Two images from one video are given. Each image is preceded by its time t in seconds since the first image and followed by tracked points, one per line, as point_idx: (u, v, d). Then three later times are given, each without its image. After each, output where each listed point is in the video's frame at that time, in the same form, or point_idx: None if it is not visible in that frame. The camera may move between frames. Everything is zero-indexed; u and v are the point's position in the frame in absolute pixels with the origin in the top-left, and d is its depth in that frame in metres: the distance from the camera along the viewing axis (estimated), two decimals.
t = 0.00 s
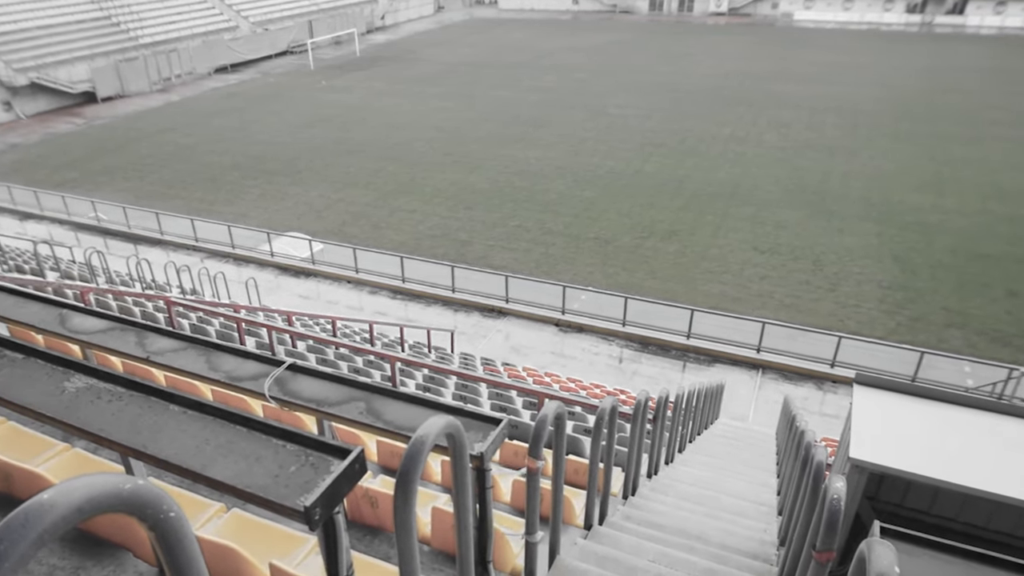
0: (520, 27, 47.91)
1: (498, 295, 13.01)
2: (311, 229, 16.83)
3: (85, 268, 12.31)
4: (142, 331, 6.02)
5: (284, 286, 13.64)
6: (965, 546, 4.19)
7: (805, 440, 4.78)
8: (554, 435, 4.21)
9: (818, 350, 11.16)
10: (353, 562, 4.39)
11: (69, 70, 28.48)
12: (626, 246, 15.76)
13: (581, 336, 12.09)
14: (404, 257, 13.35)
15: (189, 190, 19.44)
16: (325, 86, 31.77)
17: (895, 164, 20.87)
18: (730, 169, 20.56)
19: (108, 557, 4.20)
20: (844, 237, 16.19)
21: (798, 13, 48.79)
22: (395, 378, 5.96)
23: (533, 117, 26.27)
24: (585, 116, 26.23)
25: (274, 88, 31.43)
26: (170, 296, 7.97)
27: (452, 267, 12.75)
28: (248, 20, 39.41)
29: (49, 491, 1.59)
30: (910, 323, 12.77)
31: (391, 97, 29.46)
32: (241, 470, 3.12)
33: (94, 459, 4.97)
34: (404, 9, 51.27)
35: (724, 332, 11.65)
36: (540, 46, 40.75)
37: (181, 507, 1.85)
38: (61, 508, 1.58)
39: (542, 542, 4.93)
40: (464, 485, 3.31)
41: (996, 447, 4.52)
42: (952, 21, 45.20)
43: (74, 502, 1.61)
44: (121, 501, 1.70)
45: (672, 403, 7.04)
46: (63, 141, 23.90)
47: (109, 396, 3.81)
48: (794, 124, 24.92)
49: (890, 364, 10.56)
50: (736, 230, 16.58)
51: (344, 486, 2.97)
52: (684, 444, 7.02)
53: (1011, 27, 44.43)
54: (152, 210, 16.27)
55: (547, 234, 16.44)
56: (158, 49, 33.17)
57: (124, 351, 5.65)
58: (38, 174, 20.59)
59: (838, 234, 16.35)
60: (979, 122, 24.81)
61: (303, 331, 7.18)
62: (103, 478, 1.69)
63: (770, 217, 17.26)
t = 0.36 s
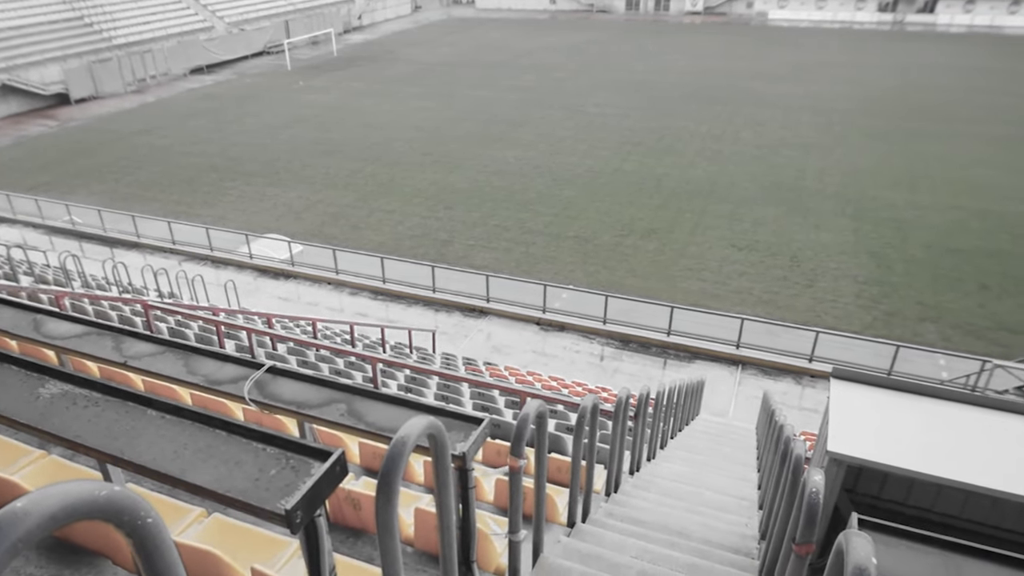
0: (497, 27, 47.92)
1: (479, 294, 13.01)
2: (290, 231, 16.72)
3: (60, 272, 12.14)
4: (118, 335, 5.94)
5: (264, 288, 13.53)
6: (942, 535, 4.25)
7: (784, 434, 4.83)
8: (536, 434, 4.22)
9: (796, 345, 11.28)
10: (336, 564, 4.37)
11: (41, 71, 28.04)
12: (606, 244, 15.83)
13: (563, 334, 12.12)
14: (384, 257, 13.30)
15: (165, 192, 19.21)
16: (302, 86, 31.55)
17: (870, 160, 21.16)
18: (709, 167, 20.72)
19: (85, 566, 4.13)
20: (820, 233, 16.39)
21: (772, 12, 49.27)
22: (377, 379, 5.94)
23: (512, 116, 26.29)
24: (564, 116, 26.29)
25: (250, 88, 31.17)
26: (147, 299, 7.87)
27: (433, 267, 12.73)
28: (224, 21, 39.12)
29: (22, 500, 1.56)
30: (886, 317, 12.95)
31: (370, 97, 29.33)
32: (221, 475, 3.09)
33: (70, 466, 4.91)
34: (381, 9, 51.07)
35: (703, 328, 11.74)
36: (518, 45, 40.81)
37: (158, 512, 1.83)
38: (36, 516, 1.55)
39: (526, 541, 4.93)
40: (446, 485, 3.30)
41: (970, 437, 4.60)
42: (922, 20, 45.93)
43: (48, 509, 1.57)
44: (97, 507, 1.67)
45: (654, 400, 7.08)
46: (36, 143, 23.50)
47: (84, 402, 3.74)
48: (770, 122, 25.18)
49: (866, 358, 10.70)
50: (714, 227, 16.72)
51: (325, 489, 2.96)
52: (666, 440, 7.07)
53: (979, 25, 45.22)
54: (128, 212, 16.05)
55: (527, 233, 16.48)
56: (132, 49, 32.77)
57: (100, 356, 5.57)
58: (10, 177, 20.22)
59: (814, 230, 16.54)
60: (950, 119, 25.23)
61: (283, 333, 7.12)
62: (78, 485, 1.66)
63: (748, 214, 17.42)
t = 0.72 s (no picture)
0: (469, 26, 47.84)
1: (455, 294, 13.00)
2: (262, 233, 16.55)
3: (26, 278, 11.90)
4: (88, 341, 5.86)
5: (238, 291, 13.39)
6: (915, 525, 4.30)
7: (757, 427, 4.89)
8: (513, 432, 4.21)
9: (768, 339, 11.43)
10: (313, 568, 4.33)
11: (4, 74, 27.48)
12: (580, 242, 15.89)
13: (538, 333, 12.15)
14: (358, 258, 13.23)
15: (135, 195, 18.91)
16: (273, 87, 31.25)
17: (839, 157, 21.51)
18: (683, 165, 20.89)
19: None
20: (790, 229, 16.62)
21: (740, 10, 49.85)
22: (353, 381, 5.90)
23: (486, 116, 26.31)
24: (537, 115, 26.34)
25: (220, 90, 30.81)
26: (117, 304, 7.75)
27: (407, 267, 12.69)
28: (192, 21, 38.78)
29: None
30: (856, 310, 13.18)
31: (342, 98, 29.14)
32: (194, 480, 3.04)
33: (40, 476, 4.83)
34: (351, 8, 50.73)
35: (677, 325, 11.84)
36: (490, 44, 40.83)
37: (128, 521, 1.80)
38: None
39: (505, 539, 4.93)
40: (423, 485, 3.30)
41: (938, 424, 4.67)
42: (885, 18, 46.82)
43: (12, 521, 1.54)
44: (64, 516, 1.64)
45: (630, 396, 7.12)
46: None
47: (53, 409, 3.63)
48: (741, 119, 25.48)
49: (837, 351, 10.87)
50: (686, 224, 16.87)
51: (300, 493, 2.94)
52: (642, 435, 7.12)
53: (939, 23, 46.22)
54: (97, 216, 15.77)
55: (501, 232, 16.49)
56: (97, 50, 32.27)
57: (68, 362, 5.47)
58: None
59: (784, 226, 16.78)
60: (915, 115, 25.73)
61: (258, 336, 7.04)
62: (47, 494, 1.64)
63: (720, 211, 17.61)
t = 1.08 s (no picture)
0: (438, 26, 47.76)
1: (429, 294, 12.97)
2: (233, 235, 16.35)
3: None
4: (54, 348, 5.76)
5: (209, 294, 13.22)
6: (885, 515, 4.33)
7: (730, 421, 4.92)
8: (488, 432, 4.20)
9: (740, 334, 11.55)
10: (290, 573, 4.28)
11: None
12: (554, 240, 15.95)
13: (513, 331, 12.17)
14: (331, 259, 13.12)
15: (102, 199, 18.56)
16: (242, 88, 30.90)
17: (807, 152, 21.84)
18: (655, 162, 21.04)
19: None
20: (759, 224, 16.85)
21: (706, 10, 50.45)
22: (328, 384, 5.86)
23: (457, 115, 26.28)
24: (509, 114, 26.37)
25: (187, 91, 30.38)
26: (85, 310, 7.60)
27: (380, 267, 12.63)
28: (157, 22, 38.27)
29: None
30: (824, 303, 13.39)
31: (312, 98, 28.89)
32: (165, 487, 2.95)
33: (6, 488, 4.71)
34: (319, 8, 50.35)
35: (650, 321, 11.93)
36: (460, 44, 40.82)
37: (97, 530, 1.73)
38: None
39: (483, 538, 4.92)
40: (397, 486, 3.28)
41: (905, 412, 4.75)
42: (847, 16, 47.75)
43: None
44: (28, 527, 1.58)
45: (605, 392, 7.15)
46: None
47: (16, 419, 3.48)
48: (710, 116, 25.76)
49: (808, 344, 11.00)
50: (658, 221, 17.01)
51: (274, 498, 2.87)
52: (617, 431, 7.16)
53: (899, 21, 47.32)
54: (62, 221, 15.46)
55: (475, 231, 16.49)
56: (60, 52, 31.66)
57: (34, 371, 5.37)
58: None
59: (753, 221, 17.00)
60: (878, 111, 26.23)
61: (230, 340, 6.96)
62: (10, 506, 1.57)
63: (690, 208, 17.78)
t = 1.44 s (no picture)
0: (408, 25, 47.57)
1: (403, 294, 12.92)
2: (203, 238, 16.14)
3: None
4: (18, 356, 5.64)
5: (179, 299, 13.04)
6: (855, 503, 4.41)
7: (703, 415, 4.96)
8: (463, 430, 4.19)
9: (711, 329, 11.68)
10: None
11: None
12: (526, 239, 15.99)
13: (488, 330, 12.18)
14: (304, 261, 13.00)
15: (66, 204, 18.19)
16: (209, 89, 30.50)
17: (776, 148, 22.17)
18: (628, 160, 21.18)
19: None
20: (728, 220, 17.05)
21: (673, 8, 50.89)
22: (302, 386, 5.81)
23: (428, 115, 26.21)
24: (481, 113, 26.37)
25: (153, 93, 29.90)
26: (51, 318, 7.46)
27: (353, 268, 12.55)
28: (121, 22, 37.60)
29: None
30: (793, 297, 13.60)
31: (281, 99, 28.61)
32: (135, 495, 2.89)
33: None
34: (286, 8, 49.87)
35: (623, 318, 12.00)
36: (431, 43, 40.72)
37: (66, 541, 1.69)
38: None
39: (460, 537, 4.91)
40: (373, 489, 3.25)
41: (873, 401, 4.83)
42: (811, 14, 48.56)
43: None
44: None
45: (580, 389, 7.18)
46: None
47: None
48: (680, 114, 26.01)
49: (777, 338, 11.16)
50: (630, 218, 17.14)
51: (248, 503, 2.84)
52: (593, 428, 7.20)
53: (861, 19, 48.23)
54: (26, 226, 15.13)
55: (447, 231, 16.47)
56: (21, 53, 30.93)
57: None
58: None
59: (722, 217, 17.20)
60: (843, 108, 26.68)
61: (202, 344, 6.87)
62: None
63: (660, 205, 17.92)
